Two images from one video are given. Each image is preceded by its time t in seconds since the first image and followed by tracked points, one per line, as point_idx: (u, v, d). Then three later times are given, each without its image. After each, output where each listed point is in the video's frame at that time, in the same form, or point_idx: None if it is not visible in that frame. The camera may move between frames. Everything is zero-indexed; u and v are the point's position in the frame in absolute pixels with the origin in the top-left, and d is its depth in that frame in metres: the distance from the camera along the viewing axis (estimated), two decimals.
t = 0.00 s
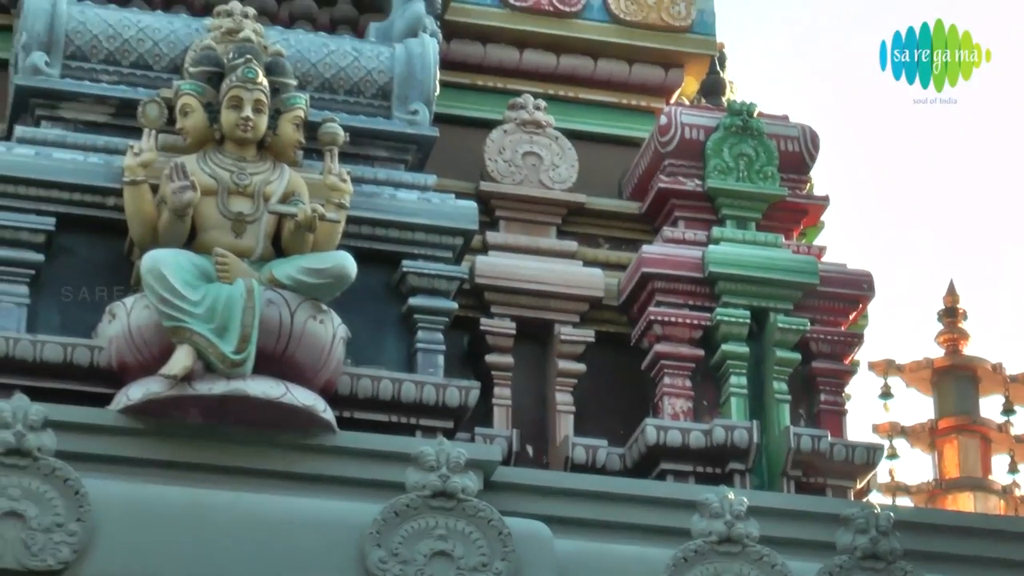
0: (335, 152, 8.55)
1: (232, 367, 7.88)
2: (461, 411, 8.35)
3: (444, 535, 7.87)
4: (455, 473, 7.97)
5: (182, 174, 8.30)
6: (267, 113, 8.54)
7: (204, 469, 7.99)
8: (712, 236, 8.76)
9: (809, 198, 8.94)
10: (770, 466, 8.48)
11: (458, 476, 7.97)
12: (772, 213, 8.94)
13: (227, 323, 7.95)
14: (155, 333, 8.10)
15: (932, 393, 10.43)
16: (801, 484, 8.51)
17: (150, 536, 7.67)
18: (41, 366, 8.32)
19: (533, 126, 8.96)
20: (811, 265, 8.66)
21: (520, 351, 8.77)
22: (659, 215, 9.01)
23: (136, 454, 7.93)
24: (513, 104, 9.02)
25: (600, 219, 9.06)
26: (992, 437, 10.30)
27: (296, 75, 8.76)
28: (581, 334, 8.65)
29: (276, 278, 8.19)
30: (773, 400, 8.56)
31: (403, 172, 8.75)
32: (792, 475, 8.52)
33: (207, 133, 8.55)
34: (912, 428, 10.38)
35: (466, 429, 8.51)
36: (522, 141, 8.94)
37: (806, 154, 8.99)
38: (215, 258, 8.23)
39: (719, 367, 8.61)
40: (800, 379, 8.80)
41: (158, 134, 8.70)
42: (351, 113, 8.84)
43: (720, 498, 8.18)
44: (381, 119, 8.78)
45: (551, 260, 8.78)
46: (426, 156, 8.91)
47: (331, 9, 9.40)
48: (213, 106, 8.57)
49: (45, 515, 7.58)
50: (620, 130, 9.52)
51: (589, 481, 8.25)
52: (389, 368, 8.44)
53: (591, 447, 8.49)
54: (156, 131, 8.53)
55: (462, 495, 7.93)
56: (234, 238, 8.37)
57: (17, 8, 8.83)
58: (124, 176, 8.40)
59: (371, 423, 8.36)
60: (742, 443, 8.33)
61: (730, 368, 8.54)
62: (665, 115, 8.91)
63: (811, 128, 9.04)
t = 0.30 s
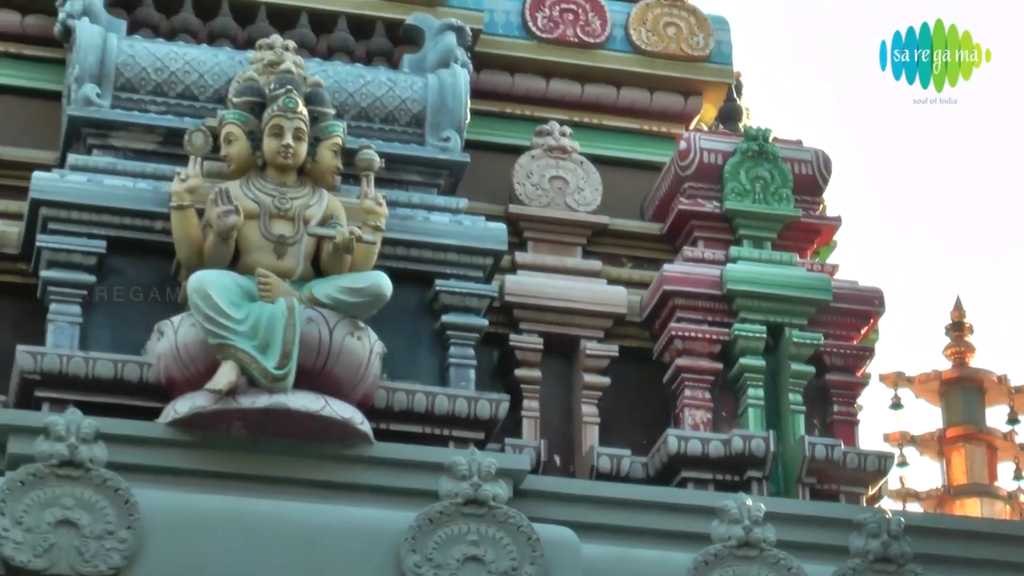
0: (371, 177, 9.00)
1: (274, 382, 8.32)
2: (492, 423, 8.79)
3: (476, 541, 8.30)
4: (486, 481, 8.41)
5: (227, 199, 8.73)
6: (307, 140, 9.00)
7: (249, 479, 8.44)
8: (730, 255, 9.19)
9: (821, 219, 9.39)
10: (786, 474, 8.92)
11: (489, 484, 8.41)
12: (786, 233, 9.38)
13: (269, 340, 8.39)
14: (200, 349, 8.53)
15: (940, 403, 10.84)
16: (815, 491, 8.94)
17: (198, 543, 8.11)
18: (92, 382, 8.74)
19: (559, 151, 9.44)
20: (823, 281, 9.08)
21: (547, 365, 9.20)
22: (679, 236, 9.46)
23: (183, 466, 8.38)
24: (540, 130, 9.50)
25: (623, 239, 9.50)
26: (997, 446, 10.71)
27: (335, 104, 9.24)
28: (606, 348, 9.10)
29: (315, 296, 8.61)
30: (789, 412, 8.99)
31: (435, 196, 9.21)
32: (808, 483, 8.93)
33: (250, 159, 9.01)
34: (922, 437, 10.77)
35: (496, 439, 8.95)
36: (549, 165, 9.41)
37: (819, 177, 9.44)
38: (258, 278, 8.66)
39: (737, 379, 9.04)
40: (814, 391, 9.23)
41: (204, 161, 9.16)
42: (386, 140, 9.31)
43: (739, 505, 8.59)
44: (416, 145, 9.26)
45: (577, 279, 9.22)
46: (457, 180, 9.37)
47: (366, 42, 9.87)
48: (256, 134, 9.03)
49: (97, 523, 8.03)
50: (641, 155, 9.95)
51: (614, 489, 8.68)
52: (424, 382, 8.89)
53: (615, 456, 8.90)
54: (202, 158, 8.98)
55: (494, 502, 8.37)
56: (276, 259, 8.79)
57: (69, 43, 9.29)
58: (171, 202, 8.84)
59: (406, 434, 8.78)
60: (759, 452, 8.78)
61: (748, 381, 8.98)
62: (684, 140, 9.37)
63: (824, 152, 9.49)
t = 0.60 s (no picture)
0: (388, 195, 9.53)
1: (296, 389, 8.76)
2: (502, 427, 9.27)
3: (487, 539, 8.71)
4: (496, 483, 8.83)
5: (251, 216, 9.23)
6: (326, 160, 9.50)
7: (271, 482, 8.88)
8: (728, 268, 9.69)
9: (814, 233, 9.87)
10: (781, 475, 9.41)
11: (499, 486, 8.83)
12: (781, 248, 9.88)
13: (291, 349, 8.84)
14: (227, 359, 9.00)
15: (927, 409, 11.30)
16: (809, 492, 9.43)
17: (226, 542, 8.45)
18: (124, 390, 9.20)
19: (565, 170, 9.94)
20: (816, 293, 9.58)
21: (555, 373, 9.70)
22: (680, 250, 9.95)
23: (212, 469, 8.80)
24: (547, 150, 10.00)
25: (626, 253, 10.01)
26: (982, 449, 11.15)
27: (353, 126, 9.75)
28: (611, 356, 9.60)
29: (335, 308, 9.08)
30: (784, 416, 9.49)
31: (448, 213, 9.71)
32: (803, 485, 9.42)
33: (273, 178, 9.51)
34: (909, 440, 11.20)
35: (506, 444, 9.43)
36: (556, 184, 9.90)
37: (812, 194, 9.93)
38: (281, 291, 9.10)
39: (734, 386, 9.55)
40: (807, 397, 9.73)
41: (229, 181, 9.66)
42: (402, 160, 9.82)
43: (736, 505, 9.07)
44: (430, 165, 9.78)
45: (582, 290, 9.73)
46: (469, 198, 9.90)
47: (382, 67, 10.38)
48: (278, 154, 9.55)
49: (129, 523, 8.37)
50: (643, 174, 10.46)
51: (618, 490, 9.18)
52: (438, 389, 9.38)
53: (619, 458, 9.40)
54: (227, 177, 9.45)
55: (504, 503, 8.78)
56: (298, 273, 9.28)
57: (102, 69, 9.79)
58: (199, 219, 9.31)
59: (421, 439, 9.26)
60: (756, 455, 9.24)
61: (745, 387, 9.47)
62: (685, 159, 9.86)
63: (816, 171, 9.98)
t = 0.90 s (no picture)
0: (395, 212, 10.13)
1: (308, 393, 9.31)
2: (502, 429, 9.87)
3: (488, 534, 9.26)
4: (496, 481, 9.39)
5: (267, 232, 9.84)
6: (337, 179, 10.10)
7: (283, 482, 9.39)
8: (713, 280, 10.33)
9: (794, 247, 10.49)
10: (763, 474, 10.04)
11: (499, 484, 9.39)
12: (764, 261, 10.51)
13: (303, 356, 9.38)
14: (242, 365, 9.53)
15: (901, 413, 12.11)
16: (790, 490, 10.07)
17: (243, 536, 9.02)
18: (146, 394, 9.78)
19: (561, 188, 10.60)
20: (796, 303, 10.19)
21: (552, 379, 10.33)
22: (668, 263, 10.60)
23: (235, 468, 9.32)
24: (545, 169, 10.66)
25: (618, 266, 10.66)
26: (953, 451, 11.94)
27: (361, 148, 10.37)
28: (604, 363, 10.24)
29: (345, 318, 9.66)
30: (766, 419, 10.10)
31: (451, 228, 10.35)
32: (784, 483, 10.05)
33: (287, 196, 10.11)
34: (884, 441, 12.02)
35: (505, 444, 10.05)
36: (552, 201, 10.55)
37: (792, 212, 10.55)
38: (294, 302, 9.67)
39: (719, 391, 10.18)
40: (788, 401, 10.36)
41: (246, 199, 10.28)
42: (408, 179, 10.46)
43: (721, 502, 9.68)
44: (434, 183, 10.42)
45: (577, 301, 10.37)
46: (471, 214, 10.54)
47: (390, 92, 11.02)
48: (292, 174, 10.15)
49: (151, 519, 8.91)
50: (635, 192, 11.11)
51: (609, 488, 9.78)
52: (441, 393, 9.99)
53: (612, 458, 10.02)
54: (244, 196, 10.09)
55: (503, 500, 9.33)
56: (310, 285, 9.85)
57: (128, 94, 10.45)
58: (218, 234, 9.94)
59: (425, 440, 9.86)
60: (739, 455, 9.85)
61: (729, 392, 10.11)
62: (673, 179, 10.52)
63: (796, 190, 10.64)
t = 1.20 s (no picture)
0: (400, 224, 10.66)
1: (319, 396, 9.82)
2: (501, 429, 10.40)
3: (488, 529, 9.73)
4: (496, 479, 9.88)
5: (278, 242, 10.38)
6: (345, 193, 10.65)
7: (294, 479, 9.93)
8: (701, 288, 10.90)
9: (778, 257, 11.03)
10: (749, 472, 10.58)
11: (499, 481, 9.87)
12: (749, 270, 11.05)
13: (313, 361, 9.89)
14: (256, 368, 10.04)
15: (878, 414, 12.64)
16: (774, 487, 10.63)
17: (255, 530, 9.53)
18: (164, 396, 10.32)
19: (557, 202, 11.16)
20: (779, 310, 10.76)
21: (549, 382, 10.87)
22: (658, 272, 11.17)
23: (246, 468, 9.87)
24: (542, 184, 11.21)
25: (611, 275, 11.24)
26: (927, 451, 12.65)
27: (368, 163, 10.94)
28: (598, 367, 10.80)
29: (352, 323, 10.18)
30: (751, 420, 10.66)
31: (452, 239, 10.92)
32: (768, 480, 10.62)
33: (298, 209, 10.67)
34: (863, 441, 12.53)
35: (504, 444, 10.60)
36: (549, 214, 11.11)
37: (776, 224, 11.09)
38: (305, 309, 10.22)
39: (707, 393, 10.73)
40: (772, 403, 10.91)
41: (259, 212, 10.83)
42: (411, 193, 11.02)
43: (709, 498, 10.19)
44: (438, 196, 10.98)
45: (572, 308, 10.94)
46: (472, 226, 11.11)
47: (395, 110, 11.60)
48: (303, 188, 10.72)
49: (169, 514, 9.40)
50: (628, 205, 11.69)
51: (602, 485, 10.33)
52: (444, 395, 10.55)
53: (605, 457, 10.57)
54: (257, 209, 10.64)
55: (503, 496, 9.81)
56: (320, 292, 10.38)
57: (147, 112, 11.02)
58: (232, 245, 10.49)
59: (429, 440, 10.37)
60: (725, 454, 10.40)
61: (717, 394, 10.67)
62: (663, 193, 11.10)
63: (780, 203, 11.23)
